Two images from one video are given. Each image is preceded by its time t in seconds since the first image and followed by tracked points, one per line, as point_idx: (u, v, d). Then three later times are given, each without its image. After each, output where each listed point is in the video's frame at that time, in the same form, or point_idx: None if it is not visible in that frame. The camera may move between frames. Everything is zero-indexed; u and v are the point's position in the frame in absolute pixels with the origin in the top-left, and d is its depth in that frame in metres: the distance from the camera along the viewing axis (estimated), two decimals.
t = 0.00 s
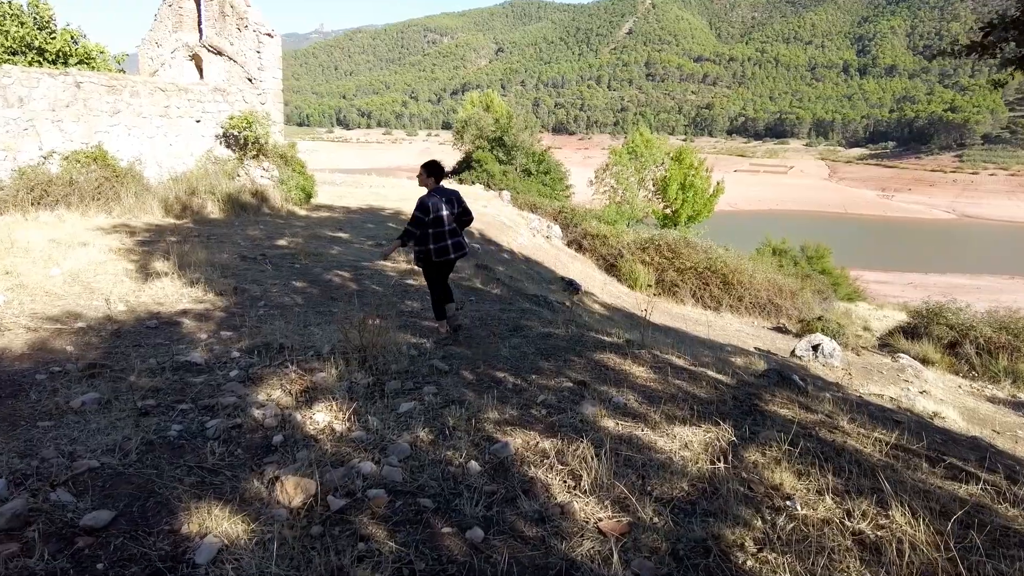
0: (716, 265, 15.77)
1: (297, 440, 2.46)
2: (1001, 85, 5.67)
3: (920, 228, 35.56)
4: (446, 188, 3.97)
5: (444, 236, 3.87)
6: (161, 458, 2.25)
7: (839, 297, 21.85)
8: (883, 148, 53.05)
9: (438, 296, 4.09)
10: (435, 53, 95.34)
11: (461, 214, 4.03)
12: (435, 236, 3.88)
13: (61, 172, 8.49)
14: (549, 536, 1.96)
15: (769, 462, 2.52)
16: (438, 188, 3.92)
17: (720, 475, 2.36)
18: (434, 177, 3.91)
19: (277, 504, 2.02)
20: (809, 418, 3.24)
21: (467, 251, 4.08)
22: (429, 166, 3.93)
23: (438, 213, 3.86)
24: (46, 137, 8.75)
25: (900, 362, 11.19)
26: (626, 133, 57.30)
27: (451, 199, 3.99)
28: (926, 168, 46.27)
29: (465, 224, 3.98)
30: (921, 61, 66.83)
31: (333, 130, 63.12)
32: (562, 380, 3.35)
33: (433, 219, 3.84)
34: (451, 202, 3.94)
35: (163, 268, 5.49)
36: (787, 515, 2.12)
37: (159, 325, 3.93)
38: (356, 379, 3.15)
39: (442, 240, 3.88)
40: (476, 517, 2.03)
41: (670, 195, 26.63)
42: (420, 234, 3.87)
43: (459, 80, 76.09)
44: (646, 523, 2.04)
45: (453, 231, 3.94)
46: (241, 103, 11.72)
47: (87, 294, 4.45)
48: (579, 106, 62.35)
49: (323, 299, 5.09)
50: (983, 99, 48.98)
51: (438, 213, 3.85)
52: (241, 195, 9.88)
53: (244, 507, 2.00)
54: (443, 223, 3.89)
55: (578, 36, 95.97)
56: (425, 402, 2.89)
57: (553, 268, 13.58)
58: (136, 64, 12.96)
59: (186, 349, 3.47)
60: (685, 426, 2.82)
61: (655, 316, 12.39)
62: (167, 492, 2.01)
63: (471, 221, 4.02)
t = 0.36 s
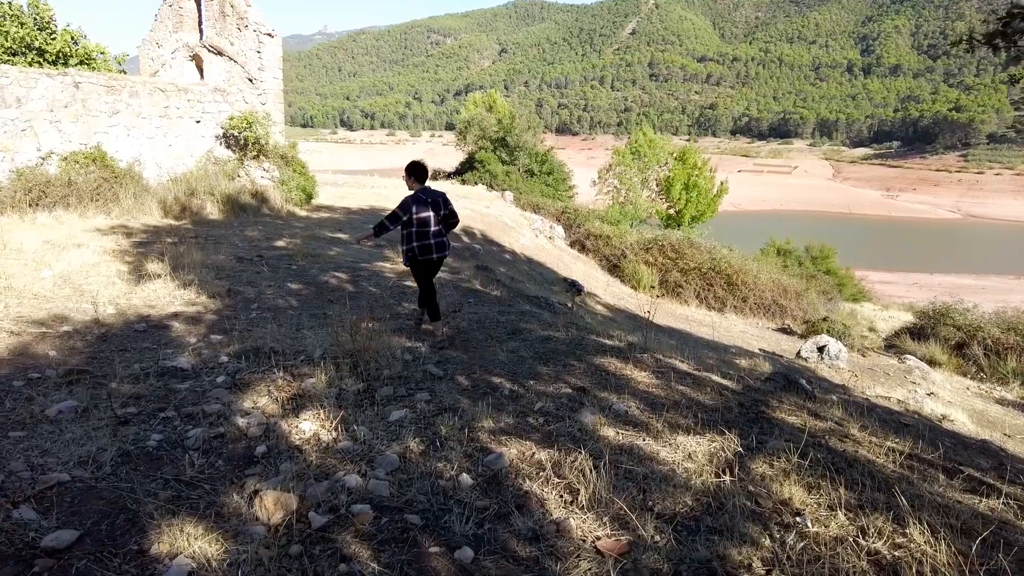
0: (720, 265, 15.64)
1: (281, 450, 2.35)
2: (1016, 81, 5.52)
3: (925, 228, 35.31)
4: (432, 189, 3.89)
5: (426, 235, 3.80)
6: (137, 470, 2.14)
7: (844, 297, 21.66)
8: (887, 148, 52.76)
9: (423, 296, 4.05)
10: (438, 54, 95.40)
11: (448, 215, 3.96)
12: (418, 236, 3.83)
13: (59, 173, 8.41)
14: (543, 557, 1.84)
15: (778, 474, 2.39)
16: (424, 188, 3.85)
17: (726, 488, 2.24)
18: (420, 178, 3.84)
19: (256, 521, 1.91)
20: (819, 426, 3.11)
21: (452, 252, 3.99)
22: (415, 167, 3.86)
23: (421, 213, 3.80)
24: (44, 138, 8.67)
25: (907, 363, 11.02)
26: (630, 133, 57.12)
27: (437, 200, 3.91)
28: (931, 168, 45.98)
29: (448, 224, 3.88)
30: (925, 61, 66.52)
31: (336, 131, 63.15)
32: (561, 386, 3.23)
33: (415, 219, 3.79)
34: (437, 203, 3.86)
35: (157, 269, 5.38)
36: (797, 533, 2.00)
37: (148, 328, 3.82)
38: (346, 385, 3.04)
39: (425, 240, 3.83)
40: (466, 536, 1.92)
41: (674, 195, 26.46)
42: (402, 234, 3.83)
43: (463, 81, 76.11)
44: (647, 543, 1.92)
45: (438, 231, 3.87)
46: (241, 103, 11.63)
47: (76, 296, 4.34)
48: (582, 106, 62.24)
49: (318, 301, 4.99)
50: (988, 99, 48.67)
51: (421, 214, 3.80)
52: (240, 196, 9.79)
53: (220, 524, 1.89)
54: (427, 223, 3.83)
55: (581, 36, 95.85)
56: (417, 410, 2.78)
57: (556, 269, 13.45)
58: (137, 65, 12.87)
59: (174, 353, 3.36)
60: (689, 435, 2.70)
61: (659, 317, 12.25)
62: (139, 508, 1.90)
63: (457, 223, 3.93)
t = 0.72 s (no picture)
0: (726, 267, 15.46)
1: (265, 466, 2.24)
2: None
3: (933, 228, 34.94)
4: (419, 193, 3.80)
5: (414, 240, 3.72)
6: (111, 487, 2.02)
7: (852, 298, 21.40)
8: (894, 148, 52.37)
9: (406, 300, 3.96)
10: (442, 55, 95.35)
11: (434, 220, 3.88)
12: (404, 240, 3.73)
13: (60, 175, 8.35)
14: None
15: (790, 492, 2.26)
16: (411, 192, 3.76)
17: (736, 508, 2.12)
18: (407, 182, 3.74)
19: (233, 544, 1.79)
20: (831, 438, 2.97)
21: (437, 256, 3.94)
22: (402, 170, 3.76)
23: (408, 217, 3.71)
24: (44, 139, 8.61)
25: (916, 366, 10.81)
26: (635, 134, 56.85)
27: (423, 204, 3.83)
28: (939, 168, 45.57)
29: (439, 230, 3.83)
30: (932, 61, 66.02)
31: (341, 132, 63.19)
32: (562, 395, 3.10)
33: (403, 223, 3.69)
34: (424, 207, 3.78)
35: (153, 272, 5.28)
36: (813, 559, 1.87)
37: (138, 334, 3.70)
38: (338, 395, 2.93)
39: (411, 244, 3.74)
40: (457, 561, 1.79)
41: (680, 195, 26.26)
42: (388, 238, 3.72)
43: (467, 82, 76.08)
44: (651, 571, 1.79)
45: (424, 236, 3.80)
46: (244, 105, 11.52)
47: (67, 300, 4.24)
48: (587, 107, 62.05)
49: (315, 306, 4.87)
50: (996, 99, 48.22)
51: (409, 218, 3.70)
52: (241, 198, 9.69)
53: (195, 547, 1.77)
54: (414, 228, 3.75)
55: (585, 37, 95.68)
56: (411, 422, 2.66)
57: (560, 271, 13.30)
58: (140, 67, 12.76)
59: (162, 360, 3.25)
60: (696, 450, 2.57)
61: (665, 320, 12.09)
62: (108, 531, 1.78)
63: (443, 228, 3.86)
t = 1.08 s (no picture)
0: (734, 267, 15.26)
1: (253, 478, 2.12)
2: None
3: (941, 228, 34.55)
4: (409, 185, 3.91)
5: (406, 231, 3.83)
6: (88, 501, 1.90)
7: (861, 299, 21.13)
8: (901, 148, 51.90)
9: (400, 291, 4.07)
10: (447, 56, 95.35)
11: (425, 212, 3.99)
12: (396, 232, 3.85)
13: (62, 174, 8.26)
14: None
15: (813, 509, 2.12)
16: (402, 184, 3.87)
17: (756, 527, 1.98)
18: (396, 174, 3.86)
19: (215, 566, 1.66)
20: (853, 448, 2.82)
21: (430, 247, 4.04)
22: (391, 163, 3.86)
23: (400, 209, 3.82)
24: (46, 138, 8.49)
25: (928, 367, 10.58)
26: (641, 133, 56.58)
27: (413, 196, 3.94)
28: (946, 168, 45.12)
29: (433, 220, 3.93)
30: (940, 60, 65.42)
31: (347, 132, 63.20)
32: (568, 402, 2.98)
33: (395, 215, 3.81)
34: (415, 199, 3.90)
35: (150, 272, 5.16)
36: None
37: (131, 336, 3.58)
38: (334, 401, 2.81)
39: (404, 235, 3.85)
40: None
41: (686, 195, 26.08)
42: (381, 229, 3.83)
43: (473, 82, 75.99)
44: None
45: (415, 226, 3.91)
46: (247, 104, 11.32)
47: (61, 301, 4.12)
48: (592, 107, 61.81)
49: (314, 307, 4.75)
50: (1005, 98, 47.71)
51: (400, 210, 3.82)
52: (244, 197, 9.59)
53: (174, 570, 1.64)
54: (405, 219, 3.87)
55: (590, 37, 95.42)
56: (410, 431, 2.54)
57: (566, 271, 13.14)
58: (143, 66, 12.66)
59: (153, 363, 3.13)
60: (711, 462, 2.44)
61: (672, 321, 11.93)
62: (81, 553, 1.65)
63: (435, 219, 3.97)
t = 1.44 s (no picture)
0: (742, 268, 15.05)
1: (243, 490, 1.99)
2: None
3: (950, 230, 34.18)
4: (403, 179, 3.88)
5: (400, 226, 3.80)
6: (64, 516, 1.77)
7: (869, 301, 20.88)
8: (909, 149, 51.43)
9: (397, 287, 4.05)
10: (453, 55, 95.24)
11: (420, 206, 3.95)
12: (391, 227, 3.84)
13: (65, 170, 8.16)
14: None
15: (843, 529, 1.98)
16: (397, 179, 3.84)
17: (783, 550, 1.84)
18: (390, 169, 3.83)
19: None
20: (880, 463, 2.67)
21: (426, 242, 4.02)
22: (385, 158, 3.84)
23: (395, 204, 3.80)
24: (49, 134, 8.32)
25: (939, 371, 10.37)
26: (647, 134, 56.32)
27: (407, 191, 3.90)
28: (955, 169, 44.69)
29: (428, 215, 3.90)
30: (949, 61, 64.80)
31: (353, 131, 63.19)
32: (578, 410, 2.84)
33: (388, 210, 3.79)
34: (410, 193, 3.87)
35: (149, 270, 5.04)
36: None
37: (125, 335, 3.44)
38: (332, 406, 2.67)
39: (398, 230, 3.82)
40: None
41: (693, 195, 25.87)
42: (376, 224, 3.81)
43: (479, 82, 75.84)
44: None
45: (410, 222, 3.88)
46: (252, 100, 10.99)
47: (55, 298, 3.99)
48: (598, 107, 61.52)
49: (316, 306, 4.62)
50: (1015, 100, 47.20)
51: (395, 204, 3.80)
52: (248, 194, 9.48)
53: None
54: (399, 214, 3.85)
55: (596, 37, 95.11)
56: (411, 441, 2.41)
57: (572, 271, 12.98)
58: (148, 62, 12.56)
59: (144, 364, 2.99)
60: (730, 477, 2.31)
61: (680, 322, 11.74)
62: None
63: (429, 214, 3.93)
